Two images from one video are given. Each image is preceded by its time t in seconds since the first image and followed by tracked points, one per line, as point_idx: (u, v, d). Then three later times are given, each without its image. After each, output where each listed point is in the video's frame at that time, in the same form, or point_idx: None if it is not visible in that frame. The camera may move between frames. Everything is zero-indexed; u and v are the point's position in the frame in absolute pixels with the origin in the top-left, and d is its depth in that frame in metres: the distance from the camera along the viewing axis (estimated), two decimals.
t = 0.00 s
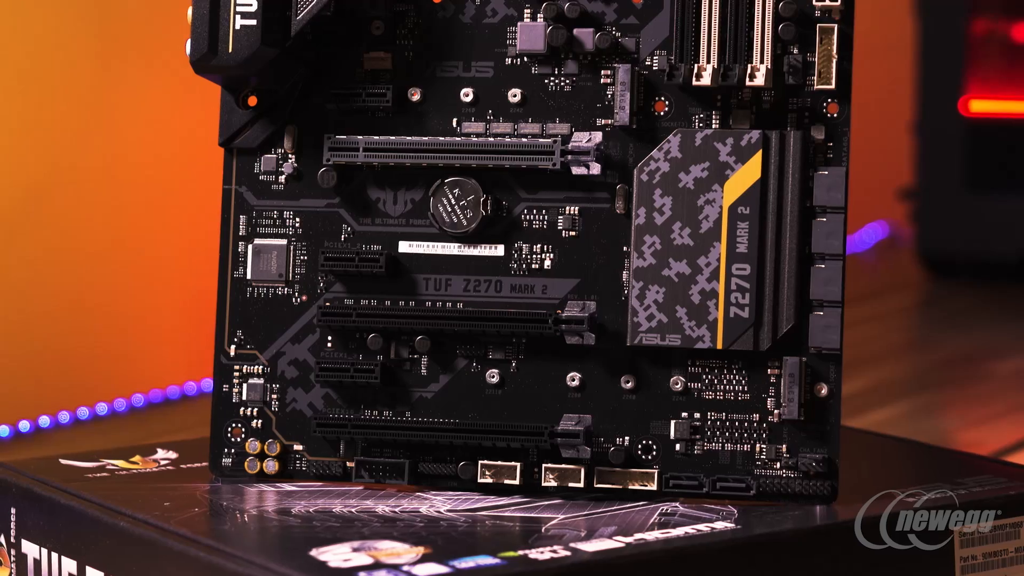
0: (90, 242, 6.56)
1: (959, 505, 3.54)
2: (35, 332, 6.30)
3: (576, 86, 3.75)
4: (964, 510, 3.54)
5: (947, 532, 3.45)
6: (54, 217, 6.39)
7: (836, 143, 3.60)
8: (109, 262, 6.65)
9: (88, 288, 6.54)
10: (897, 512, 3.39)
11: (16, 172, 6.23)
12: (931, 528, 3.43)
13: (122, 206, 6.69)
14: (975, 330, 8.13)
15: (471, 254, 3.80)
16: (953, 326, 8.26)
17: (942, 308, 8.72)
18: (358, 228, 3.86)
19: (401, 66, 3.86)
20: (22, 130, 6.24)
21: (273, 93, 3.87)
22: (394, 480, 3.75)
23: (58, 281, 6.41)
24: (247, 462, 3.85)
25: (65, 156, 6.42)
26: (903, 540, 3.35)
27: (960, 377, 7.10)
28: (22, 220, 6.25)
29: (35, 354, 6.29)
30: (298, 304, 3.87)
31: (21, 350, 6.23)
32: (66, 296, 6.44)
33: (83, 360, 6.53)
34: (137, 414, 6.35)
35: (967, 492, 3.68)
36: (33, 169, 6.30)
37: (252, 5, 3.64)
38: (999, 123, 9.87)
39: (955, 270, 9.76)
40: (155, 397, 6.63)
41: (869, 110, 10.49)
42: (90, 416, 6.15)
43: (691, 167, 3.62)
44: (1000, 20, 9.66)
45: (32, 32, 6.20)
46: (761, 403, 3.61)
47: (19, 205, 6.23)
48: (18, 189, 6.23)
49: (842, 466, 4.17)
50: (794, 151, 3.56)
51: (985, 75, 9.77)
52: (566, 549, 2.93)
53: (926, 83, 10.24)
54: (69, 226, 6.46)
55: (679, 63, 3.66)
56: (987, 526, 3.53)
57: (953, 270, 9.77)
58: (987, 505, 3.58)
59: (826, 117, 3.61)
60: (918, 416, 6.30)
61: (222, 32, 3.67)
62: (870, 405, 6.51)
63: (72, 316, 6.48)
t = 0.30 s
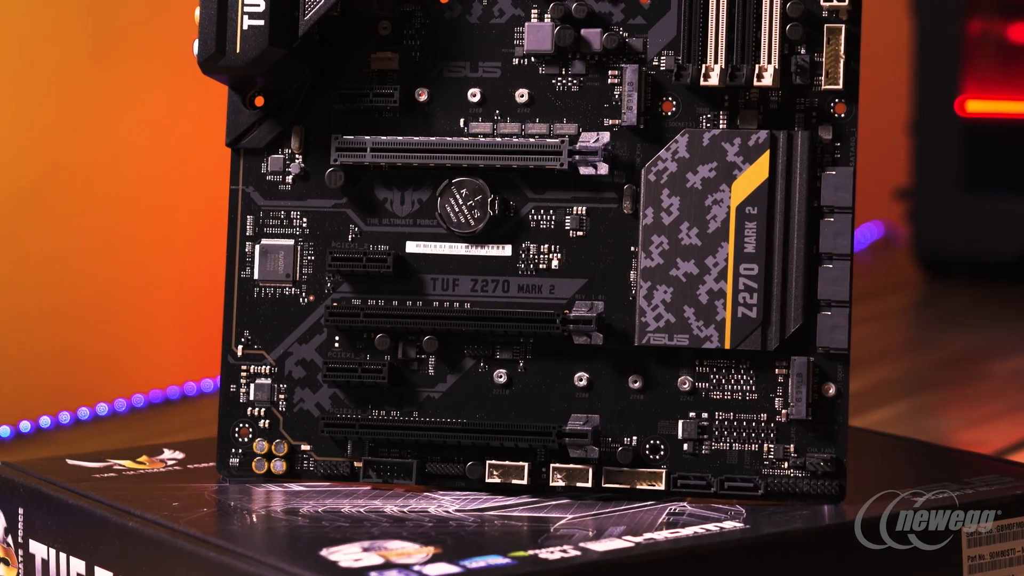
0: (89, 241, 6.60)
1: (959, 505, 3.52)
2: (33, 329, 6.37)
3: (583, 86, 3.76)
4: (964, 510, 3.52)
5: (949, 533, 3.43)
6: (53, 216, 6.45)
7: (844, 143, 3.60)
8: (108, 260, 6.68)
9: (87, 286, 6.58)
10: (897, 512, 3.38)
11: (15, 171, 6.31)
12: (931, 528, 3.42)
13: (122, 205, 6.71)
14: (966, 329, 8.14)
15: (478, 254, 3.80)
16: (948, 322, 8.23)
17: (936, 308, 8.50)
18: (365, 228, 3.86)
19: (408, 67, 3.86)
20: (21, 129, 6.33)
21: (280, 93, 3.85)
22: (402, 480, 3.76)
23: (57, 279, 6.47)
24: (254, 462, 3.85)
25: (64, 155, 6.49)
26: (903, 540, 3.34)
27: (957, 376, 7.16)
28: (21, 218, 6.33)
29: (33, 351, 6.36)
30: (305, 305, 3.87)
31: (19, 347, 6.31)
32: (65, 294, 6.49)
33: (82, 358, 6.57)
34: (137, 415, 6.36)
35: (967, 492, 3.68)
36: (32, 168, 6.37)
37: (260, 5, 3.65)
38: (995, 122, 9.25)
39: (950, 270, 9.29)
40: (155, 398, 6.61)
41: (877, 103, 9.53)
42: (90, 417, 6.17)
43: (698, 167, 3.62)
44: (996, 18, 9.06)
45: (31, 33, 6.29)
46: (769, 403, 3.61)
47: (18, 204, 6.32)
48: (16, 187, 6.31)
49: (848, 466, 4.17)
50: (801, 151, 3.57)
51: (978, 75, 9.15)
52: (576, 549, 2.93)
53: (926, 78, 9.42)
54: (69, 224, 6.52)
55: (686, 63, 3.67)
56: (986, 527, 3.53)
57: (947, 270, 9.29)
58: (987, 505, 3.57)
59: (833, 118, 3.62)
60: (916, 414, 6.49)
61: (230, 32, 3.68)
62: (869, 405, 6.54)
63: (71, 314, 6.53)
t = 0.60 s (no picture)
0: (92, 239, 6.59)
1: (959, 505, 3.51)
2: (35, 327, 6.36)
3: (590, 86, 3.76)
4: (964, 510, 3.50)
5: (950, 533, 3.42)
6: (55, 215, 6.44)
7: (851, 143, 3.61)
8: (110, 259, 6.67)
9: (89, 285, 6.57)
10: (897, 512, 3.37)
11: (16, 169, 6.30)
12: (931, 528, 3.40)
13: (125, 204, 6.69)
14: (962, 330, 8.00)
15: (485, 254, 3.80)
16: (946, 322, 8.11)
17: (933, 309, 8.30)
18: (372, 228, 3.86)
19: (414, 67, 3.86)
20: (22, 127, 6.32)
21: (287, 93, 3.86)
22: (409, 480, 3.76)
23: (61, 276, 6.46)
24: (261, 462, 3.85)
25: (66, 153, 6.48)
26: (903, 540, 3.33)
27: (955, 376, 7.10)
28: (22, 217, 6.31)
29: (34, 350, 6.34)
30: (311, 304, 3.87)
31: (20, 345, 6.29)
32: (67, 293, 6.48)
33: (84, 357, 6.56)
34: (135, 415, 6.42)
35: (968, 492, 3.67)
36: (33, 166, 6.36)
37: (267, 5, 3.65)
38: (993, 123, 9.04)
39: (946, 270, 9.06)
40: (155, 400, 6.65)
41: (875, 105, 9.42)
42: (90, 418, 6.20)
43: (706, 167, 3.63)
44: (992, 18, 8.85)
45: (32, 30, 6.27)
46: (776, 403, 3.62)
47: (20, 202, 6.31)
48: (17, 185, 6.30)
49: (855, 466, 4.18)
50: (808, 151, 3.58)
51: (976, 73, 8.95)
52: (586, 548, 2.93)
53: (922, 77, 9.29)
54: (71, 223, 6.50)
55: (693, 63, 3.68)
56: (986, 526, 3.52)
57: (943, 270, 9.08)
58: (986, 505, 3.56)
59: (840, 118, 3.62)
60: (915, 414, 6.47)
61: (238, 32, 3.68)
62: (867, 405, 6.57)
63: (73, 313, 6.51)
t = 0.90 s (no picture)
0: (93, 237, 6.56)
1: (959, 506, 3.51)
2: (36, 326, 6.31)
3: (595, 86, 3.77)
4: (964, 511, 3.51)
5: (949, 532, 3.42)
6: (57, 212, 6.39)
7: (855, 143, 3.62)
8: (112, 257, 6.64)
9: (91, 283, 6.54)
10: (897, 513, 3.37)
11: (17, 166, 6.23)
12: (930, 528, 3.40)
13: (127, 202, 6.67)
14: (961, 326, 7.88)
15: (490, 254, 3.80)
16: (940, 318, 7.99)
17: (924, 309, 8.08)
18: (377, 228, 3.86)
19: (419, 67, 3.86)
20: (23, 123, 6.25)
21: (292, 93, 3.86)
22: (414, 480, 3.77)
23: (67, 276, 6.44)
24: (266, 462, 3.85)
25: (67, 150, 6.43)
26: (903, 540, 3.32)
27: (951, 374, 7.10)
28: (22, 214, 6.25)
29: (36, 349, 6.30)
30: (316, 304, 3.87)
31: (21, 343, 6.24)
32: (68, 291, 6.44)
33: (85, 355, 6.53)
34: (135, 415, 6.46)
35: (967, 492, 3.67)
36: (34, 162, 6.29)
37: (273, 5, 3.66)
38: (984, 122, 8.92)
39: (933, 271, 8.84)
40: (150, 398, 6.67)
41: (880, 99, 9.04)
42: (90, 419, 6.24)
43: (711, 167, 3.64)
44: (985, 17, 8.67)
45: (35, 25, 6.21)
46: (781, 402, 3.63)
47: (21, 199, 6.24)
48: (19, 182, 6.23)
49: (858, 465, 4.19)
50: (814, 151, 3.59)
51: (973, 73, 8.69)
52: (593, 548, 2.93)
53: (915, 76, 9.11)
54: (72, 221, 6.46)
55: (698, 63, 3.67)
56: (986, 526, 3.51)
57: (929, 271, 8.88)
58: (986, 505, 3.56)
59: (845, 117, 3.63)
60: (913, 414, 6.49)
61: (243, 32, 3.68)
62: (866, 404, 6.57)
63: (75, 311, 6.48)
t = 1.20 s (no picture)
0: (91, 236, 6.52)
1: (959, 505, 3.52)
2: (33, 324, 6.26)
3: (598, 86, 3.77)
4: (964, 511, 3.52)
5: (949, 532, 3.42)
6: (54, 210, 6.35)
7: (858, 143, 3.63)
8: (111, 256, 6.61)
9: (90, 281, 6.51)
10: (897, 512, 3.37)
11: (15, 162, 6.19)
12: (930, 528, 3.40)
13: (125, 200, 6.64)
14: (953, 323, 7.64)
15: (494, 253, 3.81)
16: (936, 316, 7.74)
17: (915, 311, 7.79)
18: (380, 228, 3.86)
19: (422, 67, 3.86)
20: (21, 120, 6.20)
21: (295, 93, 3.86)
22: (417, 480, 3.76)
23: (68, 274, 6.40)
24: (269, 462, 3.85)
25: (65, 147, 6.40)
26: (903, 540, 3.32)
27: (949, 370, 7.08)
28: (20, 211, 6.21)
29: (33, 347, 6.25)
30: (319, 304, 3.87)
31: (18, 341, 6.19)
32: (66, 290, 6.40)
33: (83, 354, 6.48)
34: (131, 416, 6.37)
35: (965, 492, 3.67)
36: (33, 159, 6.26)
37: (276, 5, 3.66)
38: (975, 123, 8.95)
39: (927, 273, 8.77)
40: (146, 399, 6.55)
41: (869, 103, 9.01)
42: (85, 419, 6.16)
43: (714, 167, 3.65)
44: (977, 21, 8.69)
45: (34, 19, 6.17)
46: (784, 402, 3.64)
47: (19, 196, 6.20)
48: (16, 178, 6.19)
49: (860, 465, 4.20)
50: (817, 150, 3.60)
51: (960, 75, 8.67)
52: (599, 548, 2.94)
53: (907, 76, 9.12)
54: (71, 219, 6.43)
55: (702, 63, 3.69)
56: (984, 527, 3.51)
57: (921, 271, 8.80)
58: (986, 505, 3.57)
59: (848, 117, 3.64)
60: (910, 411, 6.45)
61: (247, 32, 3.68)
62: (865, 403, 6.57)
63: (72, 309, 6.43)
